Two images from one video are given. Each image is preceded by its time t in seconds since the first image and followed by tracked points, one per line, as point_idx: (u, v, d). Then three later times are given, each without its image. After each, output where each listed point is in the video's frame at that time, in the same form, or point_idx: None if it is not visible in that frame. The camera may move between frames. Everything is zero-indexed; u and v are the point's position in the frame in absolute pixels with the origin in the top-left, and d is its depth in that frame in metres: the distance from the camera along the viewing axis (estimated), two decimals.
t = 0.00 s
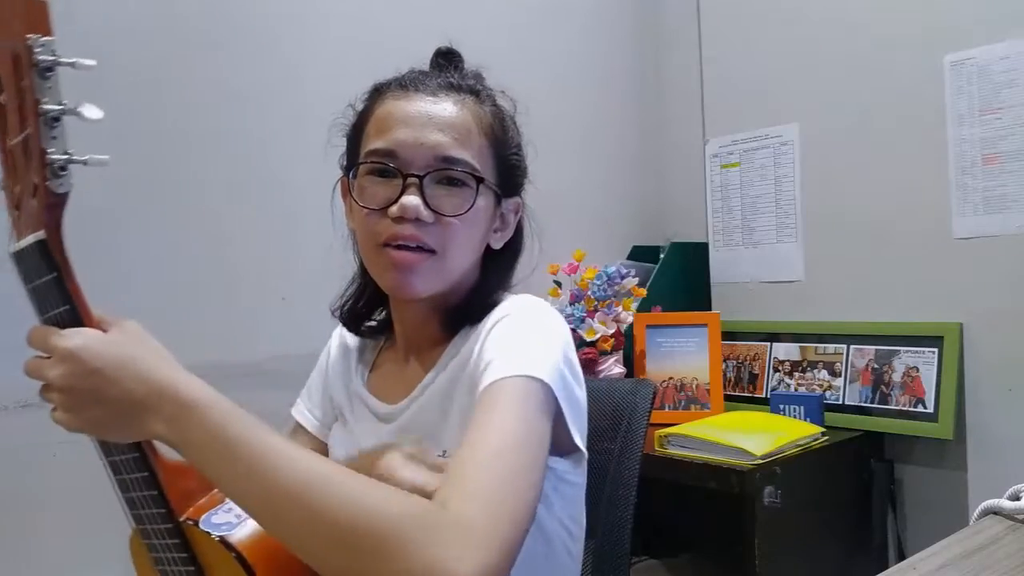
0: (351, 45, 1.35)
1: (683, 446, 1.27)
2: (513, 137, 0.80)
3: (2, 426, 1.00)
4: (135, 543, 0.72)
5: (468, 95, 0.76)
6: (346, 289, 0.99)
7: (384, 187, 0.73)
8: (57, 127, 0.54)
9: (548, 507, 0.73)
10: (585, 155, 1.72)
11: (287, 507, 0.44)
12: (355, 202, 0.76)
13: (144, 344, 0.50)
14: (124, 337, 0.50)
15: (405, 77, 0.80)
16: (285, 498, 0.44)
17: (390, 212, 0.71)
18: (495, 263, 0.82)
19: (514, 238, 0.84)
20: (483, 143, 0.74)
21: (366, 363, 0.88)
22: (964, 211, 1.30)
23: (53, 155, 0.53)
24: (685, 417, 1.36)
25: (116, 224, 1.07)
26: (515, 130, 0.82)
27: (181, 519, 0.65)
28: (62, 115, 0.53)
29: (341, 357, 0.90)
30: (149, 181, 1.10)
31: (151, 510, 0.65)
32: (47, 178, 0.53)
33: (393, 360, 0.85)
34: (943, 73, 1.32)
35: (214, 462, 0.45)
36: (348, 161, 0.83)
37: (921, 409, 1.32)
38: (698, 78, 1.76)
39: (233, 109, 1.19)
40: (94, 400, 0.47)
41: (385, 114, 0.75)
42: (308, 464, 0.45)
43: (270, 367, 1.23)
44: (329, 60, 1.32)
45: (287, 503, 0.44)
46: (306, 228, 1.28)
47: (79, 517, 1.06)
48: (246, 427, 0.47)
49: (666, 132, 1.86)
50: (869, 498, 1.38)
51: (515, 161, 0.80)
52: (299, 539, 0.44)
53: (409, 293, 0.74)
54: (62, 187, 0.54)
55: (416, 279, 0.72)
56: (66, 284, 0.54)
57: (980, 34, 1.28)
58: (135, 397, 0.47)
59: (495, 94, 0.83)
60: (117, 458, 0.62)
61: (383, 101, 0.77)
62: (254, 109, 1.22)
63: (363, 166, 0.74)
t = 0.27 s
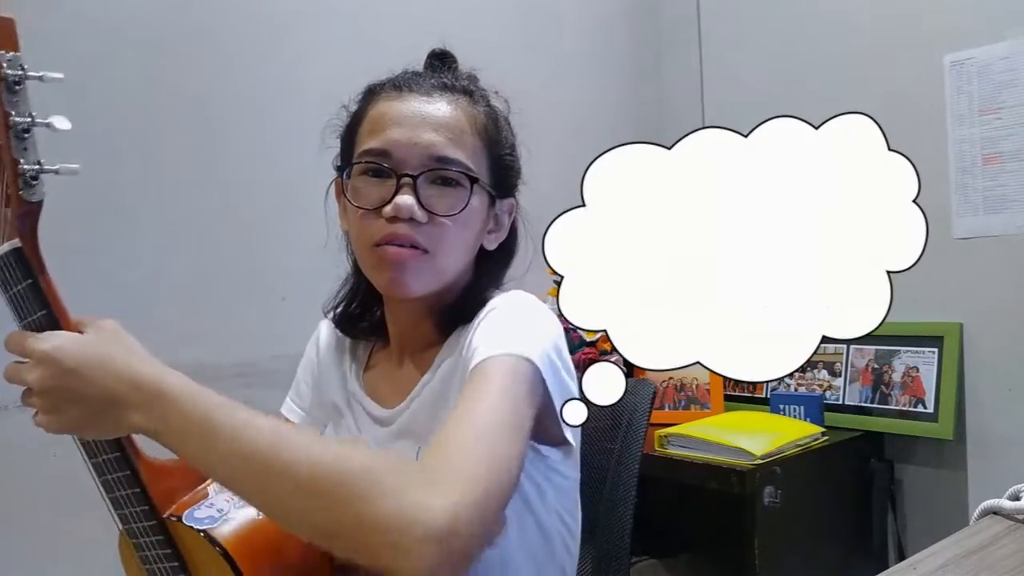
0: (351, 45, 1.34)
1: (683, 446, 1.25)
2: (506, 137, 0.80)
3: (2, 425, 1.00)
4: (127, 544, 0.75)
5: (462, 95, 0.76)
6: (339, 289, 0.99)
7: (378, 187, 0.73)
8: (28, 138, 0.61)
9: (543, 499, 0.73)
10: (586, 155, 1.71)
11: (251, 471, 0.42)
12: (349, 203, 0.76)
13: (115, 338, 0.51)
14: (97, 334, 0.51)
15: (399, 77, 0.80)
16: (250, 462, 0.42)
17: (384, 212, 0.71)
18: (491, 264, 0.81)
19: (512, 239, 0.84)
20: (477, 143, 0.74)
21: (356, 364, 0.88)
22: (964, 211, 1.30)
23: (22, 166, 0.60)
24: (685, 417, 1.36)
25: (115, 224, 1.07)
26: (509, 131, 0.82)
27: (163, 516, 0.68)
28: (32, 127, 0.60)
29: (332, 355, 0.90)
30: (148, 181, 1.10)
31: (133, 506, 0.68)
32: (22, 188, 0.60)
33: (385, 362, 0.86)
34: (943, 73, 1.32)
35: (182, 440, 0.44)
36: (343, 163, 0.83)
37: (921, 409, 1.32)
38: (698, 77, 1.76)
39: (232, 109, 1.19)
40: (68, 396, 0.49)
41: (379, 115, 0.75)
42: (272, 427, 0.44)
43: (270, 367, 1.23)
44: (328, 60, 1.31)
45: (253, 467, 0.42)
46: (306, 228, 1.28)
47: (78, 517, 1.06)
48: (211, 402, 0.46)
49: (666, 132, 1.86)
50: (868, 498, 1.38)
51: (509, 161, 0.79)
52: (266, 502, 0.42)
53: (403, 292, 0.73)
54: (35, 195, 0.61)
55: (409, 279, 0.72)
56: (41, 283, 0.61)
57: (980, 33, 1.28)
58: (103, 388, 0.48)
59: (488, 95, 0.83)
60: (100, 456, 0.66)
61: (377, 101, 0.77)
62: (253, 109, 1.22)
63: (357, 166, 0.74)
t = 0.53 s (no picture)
0: (352, 44, 1.34)
1: (683, 446, 1.26)
2: (508, 135, 0.80)
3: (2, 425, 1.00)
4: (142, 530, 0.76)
5: (463, 92, 0.76)
6: (341, 287, 0.99)
7: (380, 185, 0.73)
8: (69, 137, 0.61)
9: (544, 489, 0.72)
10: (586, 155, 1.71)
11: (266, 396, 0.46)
12: (351, 201, 0.76)
13: (137, 308, 0.52)
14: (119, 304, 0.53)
15: (400, 73, 0.79)
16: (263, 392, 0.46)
17: (386, 210, 0.71)
18: (493, 261, 0.82)
19: (512, 237, 0.84)
20: (478, 140, 0.74)
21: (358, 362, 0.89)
22: (964, 211, 1.30)
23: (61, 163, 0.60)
24: (685, 417, 1.36)
25: (115, 224, 1.07)
26: (510, 127, 0.81)
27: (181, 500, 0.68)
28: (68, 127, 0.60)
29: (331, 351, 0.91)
30: (148, 181, 1.10)
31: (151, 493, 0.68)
32: (58, 184, 0.60)
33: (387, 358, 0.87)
34: (943, 72, 1.32)
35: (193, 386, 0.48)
36: (343, 160, 0.83)
37: (921, 409, 1.32)
38: (698, 77, 1.76)
39: (232, 109, 1.19)
40: (91, 369, 0.50)
41: (380, 113, 0.75)
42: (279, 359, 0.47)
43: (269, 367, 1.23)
44: (329, 60, 1.31)
45: (267, 396, 0.46)
46: (306, 228, 1.28)
47: (77, 517, 1.06)
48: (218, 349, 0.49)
49: (666, 133, 1.86)
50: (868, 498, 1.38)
51: (511, 158, 0.79)
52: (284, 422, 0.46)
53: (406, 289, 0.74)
54: (72, 191, 0.61)
55: (412, 276, 0.72)
56: (72, 274, 0.60)
57: (980, 34, 1.28)
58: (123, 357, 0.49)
59: (489, 92, 0.82)
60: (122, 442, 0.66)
61: (377, 99, 0.77)
62: (254, 109, 1.22)
63: (358, 165, 0.75)
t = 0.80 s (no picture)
0: (352, 44, 1.34)
1: (683, 446, 1.26)
2: (519, 137, 0.80)
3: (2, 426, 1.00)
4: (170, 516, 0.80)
5: (475, 94, 0.76)
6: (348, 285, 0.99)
7: (393, 187, 0.73)
8: (126, 132, 0.69)
9: (553, 498, 0.75)
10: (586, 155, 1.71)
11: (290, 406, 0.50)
12: (363, 202, 0.76)
13: (179, 303, 0.58)
14: (160, 299, 0.58)
15: (412, 75, 0.80)
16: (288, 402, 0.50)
17: (398, 212, 0.71)
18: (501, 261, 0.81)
19: (518, 238, 0.83)
20: (490, 143, 0.74)
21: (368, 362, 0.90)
22: (964, 211, 1.30)
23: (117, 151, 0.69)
24: (685, 417, 1.36)
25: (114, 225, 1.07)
26: (521, 129, 0.81)
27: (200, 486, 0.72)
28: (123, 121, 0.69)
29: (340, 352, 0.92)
30: (147, 182, 1.10)
31: (179, 476, 0.72)
32: (113, 175, 0.68)
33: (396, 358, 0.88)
34: (944, 73, 1.32)
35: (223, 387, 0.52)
36: (355, 162, 0.83)
37: (921, 409, 1.32)
38: (698, 78, 1.76)
39: (233, 110, 1.19)
40: (132, 357, 0.56)
41: (392, 114, 0.75)
42: (305, 369, 0.51)
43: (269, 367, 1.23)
44: (329, 60, 1.31)
45: (290, 403, 0.50)
46: (305, 228, 1.28)
47: (76, 517, 1.06)
48: (249, 353, 0.53)
49: (666, 133, 1.86)
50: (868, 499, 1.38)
51: (522, 161, 0.79)
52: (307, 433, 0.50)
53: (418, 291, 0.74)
54: (124, 181, 0.68)
55: (424, 277, 0.72)
56: (121, 263, 0.69)
57: (980, 34, 1.28)
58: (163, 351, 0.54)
59: (500, 94, 0.82)
60: (157, 425, 0.71)
61: (389, 100, 0.77)
62: (256, 109, 1.22)
63: (370, 166, 0.75)
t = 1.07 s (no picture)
0: (352, 43, 1.34)
1: (683, 446, 1.26)
2: (523, 139, 0.80)
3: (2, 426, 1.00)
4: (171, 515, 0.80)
5: (481, 95, 0.77)
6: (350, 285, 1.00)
7: (398, 186, 0.73)
8: (128, 132, 0.70)
9: (554, 496, 0.75)
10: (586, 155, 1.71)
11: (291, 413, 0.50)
12: (367, 201, 0.76)
13: (181, 304, 0.58)
14: (162, 299, 0.58)
15: (419, 76, 0.80)
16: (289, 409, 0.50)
17: (403, 212, 0.71)
18: (502, 262, 0.82)
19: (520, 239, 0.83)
20: (495, 144, 0.74)
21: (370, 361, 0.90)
22: (964, 211, 1.30)
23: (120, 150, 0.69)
24: (685, 417, 1.36)
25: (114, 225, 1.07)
26: (524, 131, 0.82)
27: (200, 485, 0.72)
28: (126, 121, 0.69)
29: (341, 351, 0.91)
30: (147, 182, 1.10)
31: (179, 476, 0.73)
32: (115, 174, 0.68)
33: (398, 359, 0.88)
34: (943, 73, 1.32)
35: (223, 392, 0.52)
36: (360, 161, 0.83)
37: (921, 409, 1.32)
38: (698, 78, 1.76)
39: (233, 109, 1.19)
40: (134, 358, 0.55)
41: (398, 114, 0.75)
42: (306, 376, 0.51)
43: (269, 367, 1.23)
44: (330, 61, 1.31)
45: (293, 412, 0.50)
46: (305, 229, 1.28)
47: (76, 517, 1.06)
48: (250, 358, 0.53)
49: (666, 133, 1.86)
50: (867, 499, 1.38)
51: (525, 163, 0.80)
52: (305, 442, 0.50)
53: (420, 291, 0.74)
54: (126, 181, 0.69)
55: (427, 277, 0.72)
56: (122, 263, 0.69)
57: (980, 34, 1.28)
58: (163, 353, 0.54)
59: (505, 96, 0.83)
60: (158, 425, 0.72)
61: (396, 101, 0.77)
62: (256, 109, 1.22)
63: (375, 165, 0.75)
